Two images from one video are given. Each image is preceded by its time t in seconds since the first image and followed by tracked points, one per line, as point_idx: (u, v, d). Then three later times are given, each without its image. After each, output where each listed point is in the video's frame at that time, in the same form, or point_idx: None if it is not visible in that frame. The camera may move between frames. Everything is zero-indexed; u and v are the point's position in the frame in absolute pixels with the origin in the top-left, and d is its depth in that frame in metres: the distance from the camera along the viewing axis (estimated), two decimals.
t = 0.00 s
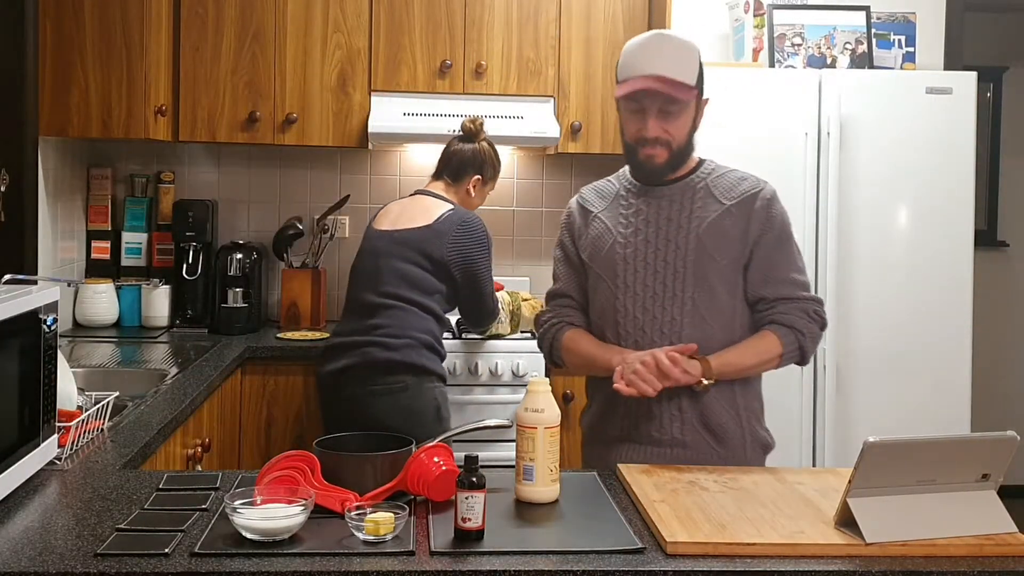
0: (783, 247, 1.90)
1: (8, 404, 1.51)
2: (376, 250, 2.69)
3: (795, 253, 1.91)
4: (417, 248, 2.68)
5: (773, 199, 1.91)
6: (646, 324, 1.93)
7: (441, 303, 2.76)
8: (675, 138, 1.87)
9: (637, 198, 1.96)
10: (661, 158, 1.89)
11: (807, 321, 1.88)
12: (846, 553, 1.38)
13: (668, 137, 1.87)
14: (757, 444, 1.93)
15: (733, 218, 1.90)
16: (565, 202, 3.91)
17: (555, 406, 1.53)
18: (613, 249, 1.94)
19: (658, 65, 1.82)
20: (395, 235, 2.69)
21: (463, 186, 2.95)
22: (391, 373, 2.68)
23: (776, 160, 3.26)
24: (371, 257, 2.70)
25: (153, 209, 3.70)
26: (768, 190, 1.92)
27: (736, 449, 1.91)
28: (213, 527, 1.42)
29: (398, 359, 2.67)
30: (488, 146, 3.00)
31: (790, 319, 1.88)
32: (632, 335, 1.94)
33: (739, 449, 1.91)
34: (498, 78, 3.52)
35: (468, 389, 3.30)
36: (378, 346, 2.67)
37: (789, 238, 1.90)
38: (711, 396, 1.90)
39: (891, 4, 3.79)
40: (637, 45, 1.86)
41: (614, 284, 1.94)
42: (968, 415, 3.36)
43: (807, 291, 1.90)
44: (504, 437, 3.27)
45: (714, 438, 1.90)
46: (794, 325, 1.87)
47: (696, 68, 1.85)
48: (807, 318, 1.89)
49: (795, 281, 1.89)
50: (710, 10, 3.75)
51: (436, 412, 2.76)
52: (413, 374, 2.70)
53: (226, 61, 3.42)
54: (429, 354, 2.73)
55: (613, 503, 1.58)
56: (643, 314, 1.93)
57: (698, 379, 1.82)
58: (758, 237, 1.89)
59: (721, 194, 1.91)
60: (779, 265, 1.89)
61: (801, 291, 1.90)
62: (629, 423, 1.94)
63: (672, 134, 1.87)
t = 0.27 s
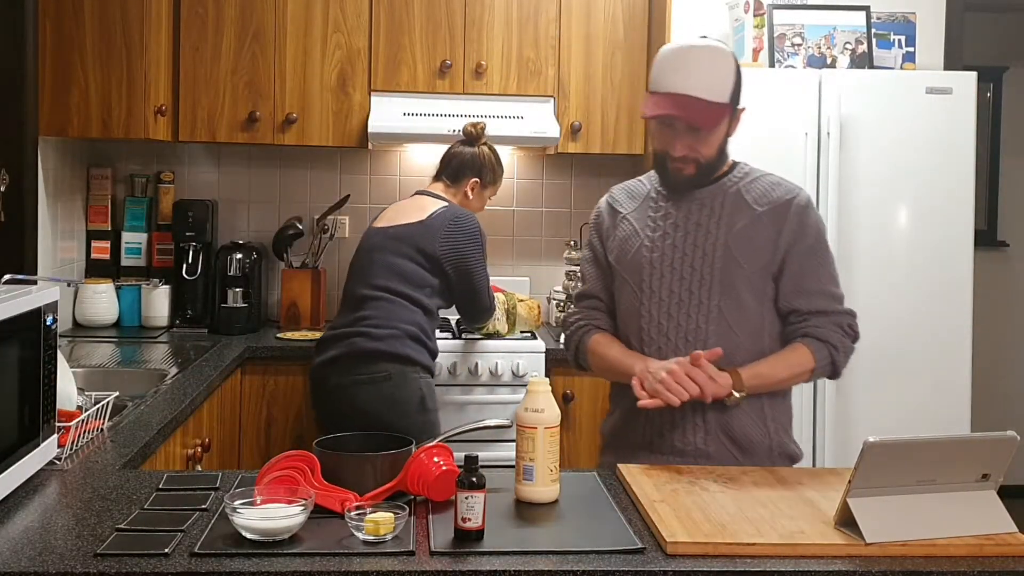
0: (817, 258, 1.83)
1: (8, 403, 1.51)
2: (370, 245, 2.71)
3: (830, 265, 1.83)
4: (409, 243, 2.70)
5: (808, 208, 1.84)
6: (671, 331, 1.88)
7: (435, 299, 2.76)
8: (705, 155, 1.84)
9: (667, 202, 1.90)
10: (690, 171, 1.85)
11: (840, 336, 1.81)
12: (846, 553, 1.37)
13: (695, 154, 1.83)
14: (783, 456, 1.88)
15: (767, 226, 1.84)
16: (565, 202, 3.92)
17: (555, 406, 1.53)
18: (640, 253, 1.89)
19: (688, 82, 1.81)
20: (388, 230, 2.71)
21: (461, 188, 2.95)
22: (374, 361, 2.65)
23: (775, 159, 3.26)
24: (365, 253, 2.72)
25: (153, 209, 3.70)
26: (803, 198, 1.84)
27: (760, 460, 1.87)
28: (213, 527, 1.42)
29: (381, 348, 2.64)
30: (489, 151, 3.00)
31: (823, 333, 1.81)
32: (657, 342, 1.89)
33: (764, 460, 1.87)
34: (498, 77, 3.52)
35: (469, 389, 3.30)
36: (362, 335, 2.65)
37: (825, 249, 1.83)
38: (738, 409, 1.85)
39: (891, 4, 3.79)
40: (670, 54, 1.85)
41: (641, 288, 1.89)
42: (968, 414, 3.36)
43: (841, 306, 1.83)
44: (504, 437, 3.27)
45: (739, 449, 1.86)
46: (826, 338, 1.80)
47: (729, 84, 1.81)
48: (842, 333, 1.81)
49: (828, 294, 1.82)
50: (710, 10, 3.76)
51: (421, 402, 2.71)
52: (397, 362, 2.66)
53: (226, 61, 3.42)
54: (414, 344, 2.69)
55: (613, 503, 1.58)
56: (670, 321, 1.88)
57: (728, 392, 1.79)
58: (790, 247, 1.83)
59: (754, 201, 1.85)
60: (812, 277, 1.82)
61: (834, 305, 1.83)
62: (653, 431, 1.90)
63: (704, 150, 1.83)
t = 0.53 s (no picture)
0: (836, 275, 1.84)
1: (8, 403, 1.51)
2: (362, 244, 2.73)
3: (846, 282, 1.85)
4: (399, 241, 2.70)
5: (829, 222, 1.84)
6: (683, 339, 1.87)
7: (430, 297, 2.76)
8: (731, 162, 1.82)
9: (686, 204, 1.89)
10: (711, 173, 1.83)
11: (851, 353, 1.83)
12: (846, 553, 1.37)
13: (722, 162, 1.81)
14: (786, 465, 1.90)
15: (787, 237, 1.84)
16: (565, 202, 3.92)
17: (555, 406, 1.53)
18: (656, 255, 1.88)
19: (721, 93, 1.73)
20: (379, 228, 2.72)
21: (454, 185, 2.96)
22: (356, 358, 2.65)
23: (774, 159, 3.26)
24: (359, 251, 2.74)
25: (152, 209, 3.70)
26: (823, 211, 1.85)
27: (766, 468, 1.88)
28: (213, 527, 1.42)
29: (361, 344, 2.63)
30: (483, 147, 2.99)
31: (837, 349, 1.82)
32: (667, 348, 1.88)
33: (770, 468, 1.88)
34: (498, 77, 3.52)
35: (468, 389, 3.30)
36: (345, 331, 2.66)
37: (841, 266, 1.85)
38: (751, 421, 1.85)
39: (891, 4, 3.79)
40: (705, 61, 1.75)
41: (655, 291, 1.88)
42: (968, 414, 3.36)
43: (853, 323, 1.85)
44: (504, 437, 3.27)
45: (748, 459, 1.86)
46: (840, 355, 1.82)
47: (768, 93, 1.73)
48: (854, 350, 1.83)
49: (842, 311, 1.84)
50: (710, 10, 3.75)
51: (402, 399, 2.66)
52: (378, 358, 2.64)
53: (226, 61, 3.41)
54: (397, 340, 2.67)
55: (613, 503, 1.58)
56: (683, 326, 1.87)
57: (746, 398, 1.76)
58: (809, 260, 1.84)
59: (775, 210, 1.85)
60: (830, 293, 1.83)
61: (847, 322, 1.84)
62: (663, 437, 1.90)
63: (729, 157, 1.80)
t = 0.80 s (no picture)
0: (831, 280, 1.89)
1: (8, 404, 1.51)
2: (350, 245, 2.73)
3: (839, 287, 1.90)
4: (380, 239, 2.69)
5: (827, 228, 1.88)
6: (686, 345, 1.87)
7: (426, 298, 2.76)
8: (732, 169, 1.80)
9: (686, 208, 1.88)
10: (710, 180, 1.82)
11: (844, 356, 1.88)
12: (846, 553, 1.37)
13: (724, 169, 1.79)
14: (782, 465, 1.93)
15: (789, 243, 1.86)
16: (565, 202, 3.92)
17: (555, 406, 1.53)
18: (659, 260, 1.88)
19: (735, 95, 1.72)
20: (363, 227, 2.72)
21: (445, 174, 2.96)
22: (335, 360, 2.68)
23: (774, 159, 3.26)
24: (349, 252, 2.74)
25: (152, 209, 3.70)
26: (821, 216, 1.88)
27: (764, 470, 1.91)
28: (213, 527, 1.42)
29: (338, 345, 2.67)
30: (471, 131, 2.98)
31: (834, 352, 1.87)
32: (670, 354, 1.87)
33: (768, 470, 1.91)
34: (498, 77, 3.52)
35: (468, 389, 3.30)
36: (327, 333, 2.70)
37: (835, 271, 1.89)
38: (752, 426, 1.87)
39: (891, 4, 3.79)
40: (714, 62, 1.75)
41: (658, 297, 1.87)
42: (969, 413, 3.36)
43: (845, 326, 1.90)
44: (504, 437, 3.27)
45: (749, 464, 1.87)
46: (835, 357, 1.87)
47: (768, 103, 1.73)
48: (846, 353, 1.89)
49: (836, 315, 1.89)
50: (710, 10, 3.75)
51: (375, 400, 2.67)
52: (353, 360, 2.67)
53: (226, 62, 3.41)
54: (377, 344, 2.68)
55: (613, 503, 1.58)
56: (686, 331, 1.87)
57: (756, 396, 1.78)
58: (810, 266, 1.87)
59: (777, 216, 1.86)
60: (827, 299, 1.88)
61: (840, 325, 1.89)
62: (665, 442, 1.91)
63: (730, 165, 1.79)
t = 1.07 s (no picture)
0: (825, 269, 1.91)
1: (8, 404, 1.51)
2: (349, 252, 2.71)
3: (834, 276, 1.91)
4: (385, 248, 2.67)
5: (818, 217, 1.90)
6: (687, 344, 1.87)
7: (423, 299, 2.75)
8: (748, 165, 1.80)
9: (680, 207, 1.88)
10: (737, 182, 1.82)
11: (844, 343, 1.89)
12: (846, 553, 1.37)
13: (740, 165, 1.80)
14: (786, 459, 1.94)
15: (783, 235, 1.87)
16: (565, 202, 3.92)
17: (555, 406, 1.53)
18: (656, 259, 1.87)
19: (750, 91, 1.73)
20: (365, 234, 2.69)
21: (445, 178, 2.96)
22: (331, 374, 2.70)
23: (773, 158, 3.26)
24: (349, 258, 2.71)
25: (152, 209, 3.70)
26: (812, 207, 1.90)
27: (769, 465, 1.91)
28: (213, 527, 1.42)
29: (334, 360, 2.68)
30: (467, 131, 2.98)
31: (835, 340, 1.88)
32: (671, 354, 1.87)
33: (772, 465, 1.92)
34: (498, 77, 3.52)
35: (468, 389, 3.30)
36: (324, 345, 2.71)
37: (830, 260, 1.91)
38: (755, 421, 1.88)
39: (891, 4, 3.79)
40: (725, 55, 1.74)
41: (656, 296, 1.87)
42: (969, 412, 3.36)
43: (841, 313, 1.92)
44: (504, 437, 3.27)
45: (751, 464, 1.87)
46: (836, 346, 1.87)
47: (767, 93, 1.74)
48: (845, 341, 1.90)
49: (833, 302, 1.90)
50: (710, 10, 3.75)
51: (370, 414, 2.69)
52: (345, 377, 2.69)
53: (225, 62, 3.41)
54: (372, 360, 2.69)
55: (613, 503, 1.58)
56: (686, 330, 1.87)
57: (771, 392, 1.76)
58: (804, 257, 1.89)
59: (770, 210, 1.87)
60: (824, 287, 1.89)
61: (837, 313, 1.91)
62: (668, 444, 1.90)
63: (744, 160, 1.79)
